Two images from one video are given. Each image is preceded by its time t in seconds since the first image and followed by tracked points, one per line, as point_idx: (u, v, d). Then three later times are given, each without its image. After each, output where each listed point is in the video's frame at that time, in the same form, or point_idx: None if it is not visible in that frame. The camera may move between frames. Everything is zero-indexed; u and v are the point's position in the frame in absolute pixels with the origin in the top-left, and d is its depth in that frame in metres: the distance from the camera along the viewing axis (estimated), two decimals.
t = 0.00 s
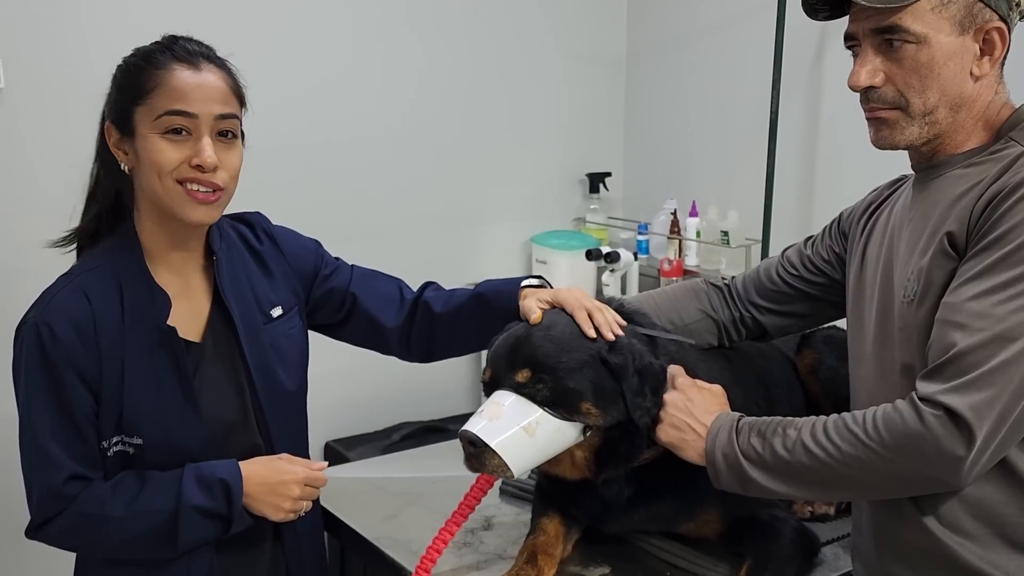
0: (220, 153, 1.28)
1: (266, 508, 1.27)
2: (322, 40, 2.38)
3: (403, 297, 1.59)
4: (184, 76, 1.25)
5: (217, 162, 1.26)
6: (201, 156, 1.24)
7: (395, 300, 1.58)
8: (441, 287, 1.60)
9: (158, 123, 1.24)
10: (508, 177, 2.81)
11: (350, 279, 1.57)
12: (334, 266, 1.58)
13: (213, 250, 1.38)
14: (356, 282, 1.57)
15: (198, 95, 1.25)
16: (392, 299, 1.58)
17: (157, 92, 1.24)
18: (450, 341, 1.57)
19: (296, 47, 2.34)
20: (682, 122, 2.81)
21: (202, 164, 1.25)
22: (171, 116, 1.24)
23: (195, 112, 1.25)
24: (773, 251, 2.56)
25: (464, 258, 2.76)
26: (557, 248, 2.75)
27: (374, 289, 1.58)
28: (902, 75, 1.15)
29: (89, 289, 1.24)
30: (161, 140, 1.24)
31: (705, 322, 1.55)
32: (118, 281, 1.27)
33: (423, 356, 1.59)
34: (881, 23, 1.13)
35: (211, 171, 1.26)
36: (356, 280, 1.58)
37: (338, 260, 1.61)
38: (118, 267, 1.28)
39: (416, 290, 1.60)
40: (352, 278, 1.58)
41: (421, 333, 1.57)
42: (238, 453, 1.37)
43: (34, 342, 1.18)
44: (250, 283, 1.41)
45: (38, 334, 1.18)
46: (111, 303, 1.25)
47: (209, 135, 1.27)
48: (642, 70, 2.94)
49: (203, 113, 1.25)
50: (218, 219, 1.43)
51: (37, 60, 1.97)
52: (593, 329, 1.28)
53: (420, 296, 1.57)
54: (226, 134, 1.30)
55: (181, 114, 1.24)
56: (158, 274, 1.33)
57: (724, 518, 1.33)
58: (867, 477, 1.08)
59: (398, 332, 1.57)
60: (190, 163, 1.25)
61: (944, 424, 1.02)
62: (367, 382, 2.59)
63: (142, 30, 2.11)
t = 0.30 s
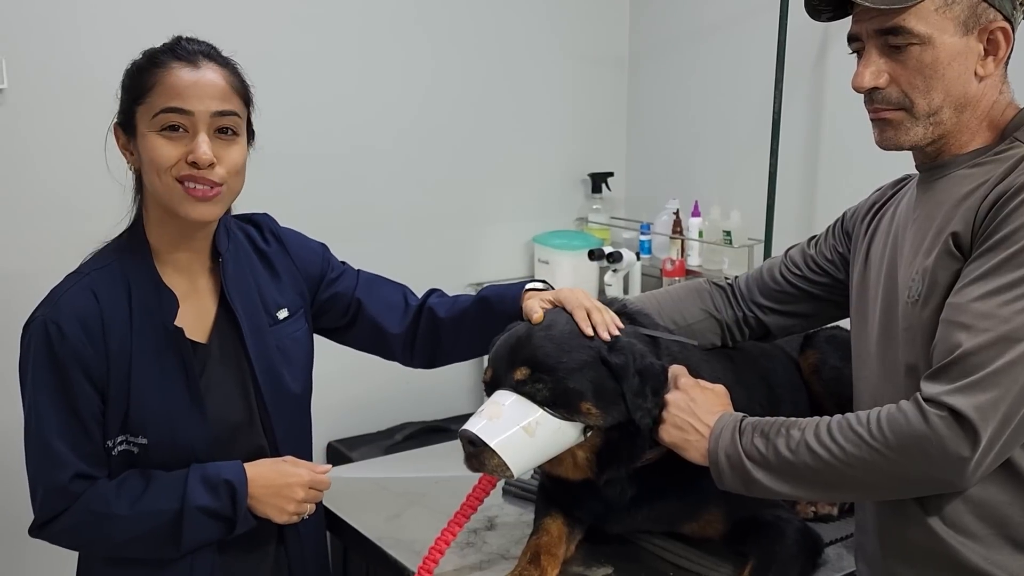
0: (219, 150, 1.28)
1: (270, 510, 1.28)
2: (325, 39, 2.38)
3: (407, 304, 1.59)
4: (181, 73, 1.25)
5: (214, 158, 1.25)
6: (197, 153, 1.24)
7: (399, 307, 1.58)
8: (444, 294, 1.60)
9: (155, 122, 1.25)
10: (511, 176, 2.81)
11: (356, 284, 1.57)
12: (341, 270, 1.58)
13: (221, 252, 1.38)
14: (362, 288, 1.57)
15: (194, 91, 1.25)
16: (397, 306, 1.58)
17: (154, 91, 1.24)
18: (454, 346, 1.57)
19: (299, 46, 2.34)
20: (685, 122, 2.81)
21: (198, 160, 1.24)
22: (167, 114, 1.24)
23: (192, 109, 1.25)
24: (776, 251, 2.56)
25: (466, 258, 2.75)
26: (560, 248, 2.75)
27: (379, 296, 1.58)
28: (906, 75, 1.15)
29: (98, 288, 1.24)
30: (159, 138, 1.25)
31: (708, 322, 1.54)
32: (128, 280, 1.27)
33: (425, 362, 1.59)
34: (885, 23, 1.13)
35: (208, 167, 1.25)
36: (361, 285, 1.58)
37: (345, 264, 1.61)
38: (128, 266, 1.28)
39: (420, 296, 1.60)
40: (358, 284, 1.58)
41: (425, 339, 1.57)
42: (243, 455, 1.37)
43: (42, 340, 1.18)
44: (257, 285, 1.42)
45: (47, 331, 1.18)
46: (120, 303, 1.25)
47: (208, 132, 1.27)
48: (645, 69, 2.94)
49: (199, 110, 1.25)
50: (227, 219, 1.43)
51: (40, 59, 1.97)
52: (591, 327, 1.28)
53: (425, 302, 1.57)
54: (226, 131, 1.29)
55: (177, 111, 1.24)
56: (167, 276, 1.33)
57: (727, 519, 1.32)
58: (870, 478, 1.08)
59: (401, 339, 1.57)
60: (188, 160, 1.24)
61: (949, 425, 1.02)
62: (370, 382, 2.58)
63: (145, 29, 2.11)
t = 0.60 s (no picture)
0: (230, 155, 1.28)
1: (274, 508, 1.28)
2: (325, 40, 2.38)
3: (406, 305, 1.59)
4: (197, 76, 1.26)
5: (227, 164, 1.25)
6: (210, 158, 1.24)
7: (399, 308, 1.59)
8: (444, 295, 1.60)
9: (169, 124, 1.25)
10: (511, 177, 2.81)
11: (357, 285, 1.58)
12: (341, 270, 1.58)
13: (223, 251, 1.38)
14: (362, 288, 1.57)
15: (209, 95, 1.25)
16: (398, 307, 1.58)
17: (168, 92, 1.24)
18: (454, 347, 1.57)
19: (300, 46, 2.34)
20: (686, 122, 2.81)
21: (211, 166, 1.24)
22: (181, 117, 1.24)
23: (206, 113, 1.25)
24: (777, 251, 2.56)
25: (467, 258, 2.76)
26: (561, 248, 2.75)
27: (379, 296, 1.58)
28: (907, 75, 1.15)
29: (101, 288, 1.24)
30: (172, 141, 1.25)
31: (709, 321, 1.54)
32: (131, 280, 1.27)
33: (426, 363, 1.60)
34: (886, 23, 1.13)
35: (220, 173, 1.25)
36: (362, 286, 1.58)
37: (345, 264, 1.62)
38: (131, 266, 1.28)
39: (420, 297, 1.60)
40: (358, 285, 1.58)
41: (425, 339, 1.58)
42: (247, 453, 1.37)
43: (45, 340, 1.18)
44: (257, 285, 1.42)
45: (49, 331, 1.18)
46: (122, 302, 1.25)
47: (220, 137, 1.27)
48: (646, 69, 2.94)
49: (214, 115, 1.25)
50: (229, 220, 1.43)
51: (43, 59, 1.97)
52: (591, 326, 1.28)
53: (424, 302, 1.58)
54: (238, 137, 1.30)
55: (192, 114, 1.24)
56: (169, 276, 1.33)
57: (729, 519, 1.32)
58: (870, 478, 1.08)
59: (401, 339, 1.57)
60: (200, 165, 1.25)
61: (949, 425, 1.02)
62: (371, 382, 2.59)
63: (147, 29, 2.12)
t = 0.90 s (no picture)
0: (251, 160, 1.30)
1: (276, 506, 1.28)
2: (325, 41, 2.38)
3: (405, 293, 1.59)
4: (223, 82, 1.25)
5: (252, 170, 1.28)
6: (239, 166, 1.26)
7: (398, 296, 1.59)
8: (443, 284, 1.60)
9: (196, 129, 1.24)
10: (512, 176, 2.81)
11: (353, 276, 1.58)
12: (336, 264, 1.59)
13: (219, 250, 1.38)
14: (358, 279, 1.58)
15: (237, 103, 1.26)
16: (395, 295, 1.58)
17: (195, 98, 1.23)
18: (454, 336, 1.57)
19: (300, 46, 2.35)
20: (686, 121, 2.81)
21: (240, 173, 1.26)
22: (211, 123, 1.24)
23: (235, 120, 1.26)
24: (777, 251, 2.56)
25: (467, 257, 2.76)
26: (561, 247, 2.75)
27: (375, 285, 1.58)
28: (906, 75, 1.15)
29: (99, 289, 1.24)
30: (199, 146, 1.24)
31: (709, 321, 1.55)
32: (128, 280, 1.27)
33: (426, 352, 1.59)
34: (885, 23, 1.13)
35: (245, 179, 1.28)
36: (358, 276, 1.58)
37: (340, 258, 1.62)
38: (129, 266, 1.28)
39: (418, 286, 1.60)
40: (355, 276, 1.58)
41: (424, 329, 1.58)
42: (248, 452, 1.38)
43: (44, 342, 1.18)
44: (255, 284, 1.42)
45: (48, 333, 1.18)
46: (120, 303, 1.25)
47: (243, 143, 1.28)
48: (646, 69, 2.94)
49: (241, 122, 1.26)
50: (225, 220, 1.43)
51: (42, 58, 1.98)
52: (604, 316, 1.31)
53: (420, 290, 1.59)
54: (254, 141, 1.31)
55: (221, 121, 1.24)
56: (165, 273, 1.34)
57: (729, 518, 1.33)
58: (870, 477, 1.08)
59: (401, 326, 1.57)
60: (228, 172, 1.26)
61: (948, 424, 1.02)
62: (371, 381, 2.59)
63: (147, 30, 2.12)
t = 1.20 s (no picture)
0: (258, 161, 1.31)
1: (280, 504, 1.28)
2: (325, 40, 2.38)
3: (400, 306, 1.59)
4: (235, 84, 1.26)
5: (261, 173, 1.29)
6: (252, 168, 1.27)
7: (392, 309, 1.58)
8: (433, 297, 1.61)
9: (211, 131, 1.24)
10: (511, 175, 2.81)
11: (349, 284, 1.57)
12: (333, 269, 1.58)
13: (218, 249, 1.37)
14: (354, 287, 1.57)
15: (249, 105, 1.27)
16: (389, 308, 1.58)
17: (210, 99, 1.23)
18: (441, 349, 1.57)
19: (300, 46, 2.35)
20: (686, 120, 2.81)
21: (252, 175, 1.28)
22: (226, 125, 1.24)
23: (248, 122, 1.26)
24: (776, 249, 2.56)
25: (467, 257, 2.76)
26: (561, 246, 2.75)
27: (371, 296, 1.58)
28: (907, 73, 1.15)
29: (96, 293, 1.24)
30: (213, 148, 1.24)
31: (709, 320, 1.54)
32: (125, 283, 1.27)
33: (416, 365, 1.60)
34: (886, 21, 1.13)
35: (255, 181, 1.29)
36: (353, 285, 1.58)
37: (337, 263, 1.62)
38: (126, 269, 1.28)
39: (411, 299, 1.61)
40: (351, 284, 1.58)
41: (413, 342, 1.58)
42: (248, 452, 1.38)
43: (42, 346, 1.18)
44: (252, 284, 1.42)
45: (47, 337, 1.18)
46: (118, 306, 1.25)
47: (251, 145, 1.29)
48: (646, 68, 2.94)
49: (253, 124, 1.27)
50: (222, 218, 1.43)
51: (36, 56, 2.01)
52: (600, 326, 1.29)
53: (411, 304, 1.59)
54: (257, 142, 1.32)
55: (235, 123, 1.25)
56: (162, 274, 1.33)
57: (729, 517, 1.33)
58: (870, 475, 1.08)
59: (392, 342, 1.57)
60: (241, 174, 1.27)
61: (948, 422, 1.02)
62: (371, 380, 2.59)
63: (144, 30, 2.14)
